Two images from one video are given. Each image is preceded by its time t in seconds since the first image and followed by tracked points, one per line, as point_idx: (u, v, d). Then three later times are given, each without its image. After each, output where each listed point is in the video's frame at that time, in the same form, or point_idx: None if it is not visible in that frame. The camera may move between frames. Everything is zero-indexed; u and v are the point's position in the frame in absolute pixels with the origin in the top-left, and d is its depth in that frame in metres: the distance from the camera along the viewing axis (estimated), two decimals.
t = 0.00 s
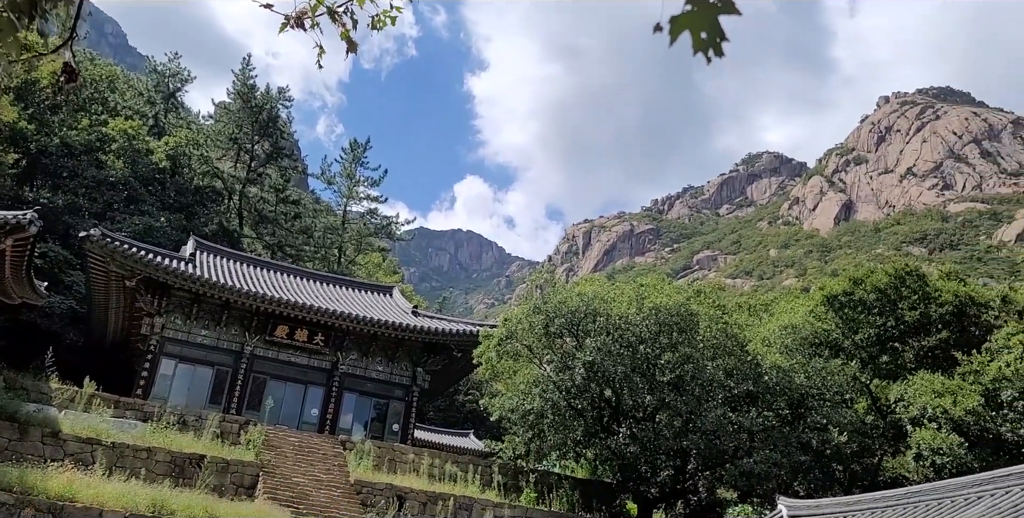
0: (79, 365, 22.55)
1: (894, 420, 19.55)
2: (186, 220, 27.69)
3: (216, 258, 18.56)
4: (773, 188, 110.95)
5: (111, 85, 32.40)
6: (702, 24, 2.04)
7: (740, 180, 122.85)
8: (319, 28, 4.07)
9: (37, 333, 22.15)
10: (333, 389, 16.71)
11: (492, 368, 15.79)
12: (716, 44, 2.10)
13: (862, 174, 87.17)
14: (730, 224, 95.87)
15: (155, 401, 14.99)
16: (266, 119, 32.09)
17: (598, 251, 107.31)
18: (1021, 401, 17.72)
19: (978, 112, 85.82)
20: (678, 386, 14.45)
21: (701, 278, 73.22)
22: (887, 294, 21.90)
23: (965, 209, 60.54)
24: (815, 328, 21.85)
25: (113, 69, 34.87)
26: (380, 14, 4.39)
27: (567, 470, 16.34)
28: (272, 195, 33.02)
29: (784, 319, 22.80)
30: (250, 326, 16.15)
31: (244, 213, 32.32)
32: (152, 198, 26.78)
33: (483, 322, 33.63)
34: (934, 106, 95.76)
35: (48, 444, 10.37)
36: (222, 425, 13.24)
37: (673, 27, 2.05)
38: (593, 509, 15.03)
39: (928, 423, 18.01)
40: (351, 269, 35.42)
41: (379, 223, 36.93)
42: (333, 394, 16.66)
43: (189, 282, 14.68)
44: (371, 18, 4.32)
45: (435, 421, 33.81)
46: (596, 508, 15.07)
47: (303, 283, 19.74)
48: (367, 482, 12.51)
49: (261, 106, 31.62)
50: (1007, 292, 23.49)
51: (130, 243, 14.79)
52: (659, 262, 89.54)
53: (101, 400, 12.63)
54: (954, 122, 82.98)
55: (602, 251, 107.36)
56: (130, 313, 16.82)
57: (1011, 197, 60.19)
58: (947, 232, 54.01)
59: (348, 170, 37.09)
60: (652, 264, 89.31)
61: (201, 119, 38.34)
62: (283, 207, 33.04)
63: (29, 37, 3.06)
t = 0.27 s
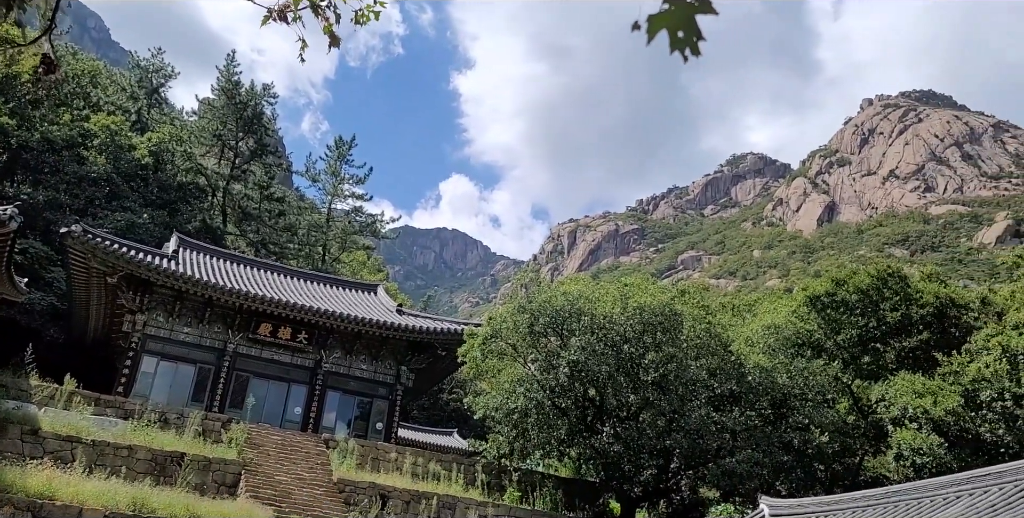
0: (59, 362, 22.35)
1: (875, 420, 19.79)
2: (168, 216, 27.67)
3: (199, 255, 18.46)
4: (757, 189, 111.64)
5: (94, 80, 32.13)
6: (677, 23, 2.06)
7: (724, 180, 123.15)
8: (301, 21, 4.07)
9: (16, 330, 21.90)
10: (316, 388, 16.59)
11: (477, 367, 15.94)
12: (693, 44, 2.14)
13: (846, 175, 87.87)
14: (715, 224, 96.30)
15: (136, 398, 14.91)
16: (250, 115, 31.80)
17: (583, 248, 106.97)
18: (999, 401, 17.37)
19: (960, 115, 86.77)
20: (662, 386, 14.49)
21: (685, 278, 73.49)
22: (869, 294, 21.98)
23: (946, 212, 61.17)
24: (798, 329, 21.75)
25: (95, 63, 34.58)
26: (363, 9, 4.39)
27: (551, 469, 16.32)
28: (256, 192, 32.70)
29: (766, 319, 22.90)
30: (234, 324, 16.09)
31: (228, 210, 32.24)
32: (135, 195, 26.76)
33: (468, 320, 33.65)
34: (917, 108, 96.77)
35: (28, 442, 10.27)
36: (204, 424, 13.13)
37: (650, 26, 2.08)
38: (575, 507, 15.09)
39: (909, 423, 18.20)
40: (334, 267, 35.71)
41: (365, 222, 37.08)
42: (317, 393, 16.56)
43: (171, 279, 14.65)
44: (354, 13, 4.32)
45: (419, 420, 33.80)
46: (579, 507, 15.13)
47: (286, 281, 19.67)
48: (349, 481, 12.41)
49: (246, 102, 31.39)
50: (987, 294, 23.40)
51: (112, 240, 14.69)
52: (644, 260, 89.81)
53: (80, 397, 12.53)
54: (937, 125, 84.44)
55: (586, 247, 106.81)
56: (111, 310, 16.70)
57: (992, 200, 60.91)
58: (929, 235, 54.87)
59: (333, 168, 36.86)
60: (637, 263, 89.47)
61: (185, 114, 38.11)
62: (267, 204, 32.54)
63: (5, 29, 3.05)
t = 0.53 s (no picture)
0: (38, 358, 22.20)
1: (856, 420, 19.64)
2: (151, 212, 27.53)
3: (182, 251, 18.34)
4: (741, 190, 112.45)
5: (77, 73, 31.83)
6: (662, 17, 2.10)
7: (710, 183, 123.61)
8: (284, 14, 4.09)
9: None
10: (299, 385, 16.56)
11: (460, 366, 15.74)
12: (672, 40, 2.20)
13: (828, 178, 89.03)
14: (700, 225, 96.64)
15: (117, 395, 14.79)
16: (235, 112, 31.53)
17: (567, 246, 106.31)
18: (977, 402, 17.73)
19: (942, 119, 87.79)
20: (645, 386, 14.49)
21: (669, 278, 73.78)
22: (851, 296, 22.00)
23: (928, 215, 61.76)
24: (780, 329, 21.82)
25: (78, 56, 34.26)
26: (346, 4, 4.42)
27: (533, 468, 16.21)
28: (240, 189, 32.43)
29: (749, 319, 22.98)
30: (216, 321, 16.02)
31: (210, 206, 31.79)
32: (117, 190, 26.71)
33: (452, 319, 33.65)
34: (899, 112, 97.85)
35: (6, 439, 10.18)
36: (185, 421, 13.05)
37: (631, 21, 2.14)
38: (558, 506, 15.11)
39: (889, 423, 18.32)
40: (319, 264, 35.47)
41: (348, 220, 36.45)
42: (299, 391, 16.53)
43: (154, 275, 14.56)
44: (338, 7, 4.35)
45: (403, 419, 33.79)
46: (562, 505, 15.14)
47: (270, 279, 19.58)
48: (332, 479, 12.45)
49: (231, 98, 31.18)
50: (965, 296, 23.72)
51: (93, 235, 14.58)
52: (628, 261, 89.97)
53: (60, 394, 12.43)
54: (919, 129, 86.01)
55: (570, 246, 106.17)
56: (92, 306, 16.56)
57: (972, 203, 61.63)
58: (911, 237, 55.54)
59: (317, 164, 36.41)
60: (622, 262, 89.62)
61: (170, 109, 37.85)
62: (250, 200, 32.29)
63: None
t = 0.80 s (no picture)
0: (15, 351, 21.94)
1: (835, 421, 19.93)
2: (133, 205, 27.21)
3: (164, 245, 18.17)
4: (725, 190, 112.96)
5: (58, 64, 31.46)
6: (633, 14, 2.09)
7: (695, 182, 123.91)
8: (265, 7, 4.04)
9: None
10: (280, 381, 16.53)
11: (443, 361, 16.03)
12: (650, 35, 2.17)
13: (811, 179, 89.93)
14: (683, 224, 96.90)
15: (95, 390, 14.66)
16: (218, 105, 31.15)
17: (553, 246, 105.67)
18: (954, 402, 17.96)
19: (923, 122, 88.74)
20: (627, 384, 14.54)
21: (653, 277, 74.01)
22: (832, 297, 22.51)
23: (909, 217, 62.34)
24: (762, 329, 21.86)
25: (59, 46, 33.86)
26: None
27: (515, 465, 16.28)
28: (223, 182, 32.11)
29: (732, 318, 23.02)
30: (197, 315, 15.91)
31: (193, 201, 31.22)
32: (98, 182, 26.48)
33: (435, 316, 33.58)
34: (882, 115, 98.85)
35: None
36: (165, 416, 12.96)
37: (608, 15, 2.10)
38: (539, 503, 15.05)
39: (867, 423, 18.47)
40: (303, 259, 34.53)
41: (331, 216, 36.37)
42: (281, 387, 16.50)
43: (135, 269, 14.42)
44: None
45: (384, 415, 33.71)
46: (543, 503, 15.10)
47: (252, 273, 19.45)
48: (313, 475, 12.35)
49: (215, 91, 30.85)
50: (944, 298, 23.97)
51: (73, 227, 14.41)
52: (613, 259, 90.14)
53: (37, 387, 12.30)
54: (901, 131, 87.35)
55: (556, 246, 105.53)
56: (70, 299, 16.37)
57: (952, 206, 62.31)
58: (891, 239, 56.16)
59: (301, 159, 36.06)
60: (607, 260, 89.76)
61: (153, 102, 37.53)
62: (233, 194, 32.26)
63: None
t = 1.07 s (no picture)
0: None
1: (817, 421, 19.98)
2: (116, 199, 26.99)
3: (147, 239, 18.05)
4: (711, 190, 113.30)
5: (41, 54, 31.15)
6: (614, 10, 2.09)
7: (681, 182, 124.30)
8: None
9: None
10: (263, 377, 16.42)
11: (427, 357, 16.08)
12: (630, 29, 2.17)
13: (796, 181, 90.69)
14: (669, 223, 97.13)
15: (75, 384, 14.56)
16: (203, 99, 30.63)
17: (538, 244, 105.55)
18: (934, 404, 18.06)
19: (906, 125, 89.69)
20: (612, 383, 14.47)
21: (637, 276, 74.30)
22: (815, 298, 22.52)
23: (892, 220, 62.91)
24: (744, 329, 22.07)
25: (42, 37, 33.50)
26: None
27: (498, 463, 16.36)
28: (208, 177, 31.75)
29: (716, 319, 23.11)
30: (180, 310, 15.83)
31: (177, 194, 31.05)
32: (82, 175, 26.31)
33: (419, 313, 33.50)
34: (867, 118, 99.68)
35: None
36: (145, 410, 12.86)
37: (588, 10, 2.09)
38: (522, 501, 15.04)
39: (848, 424, 18.64)
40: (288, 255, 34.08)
41: (317, 212, 36.24)
42: (263, 383, 16.37)
43: (117, 263, 14.33)
44: None
45: (367, 412, 33.66)
46: (525, 501, 15.08)
47: (236, 268, 19.37)
48: (295, 471, 12.37)
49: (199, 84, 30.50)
50: (925, 300, 23.78)
51: (54, 220, 14.29)
52: (598, 258, 90.27)
53: (16, 381, 12.22)
54: (885, 135, 88.41)
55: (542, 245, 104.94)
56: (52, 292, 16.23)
57: (934, 209, 62.94)
58: (874, 241, 56.69)
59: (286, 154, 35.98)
60: (592, 259, 89.89)
61: (138, 95, 37.22)
62: (218, 189, 31.66)
63: None
